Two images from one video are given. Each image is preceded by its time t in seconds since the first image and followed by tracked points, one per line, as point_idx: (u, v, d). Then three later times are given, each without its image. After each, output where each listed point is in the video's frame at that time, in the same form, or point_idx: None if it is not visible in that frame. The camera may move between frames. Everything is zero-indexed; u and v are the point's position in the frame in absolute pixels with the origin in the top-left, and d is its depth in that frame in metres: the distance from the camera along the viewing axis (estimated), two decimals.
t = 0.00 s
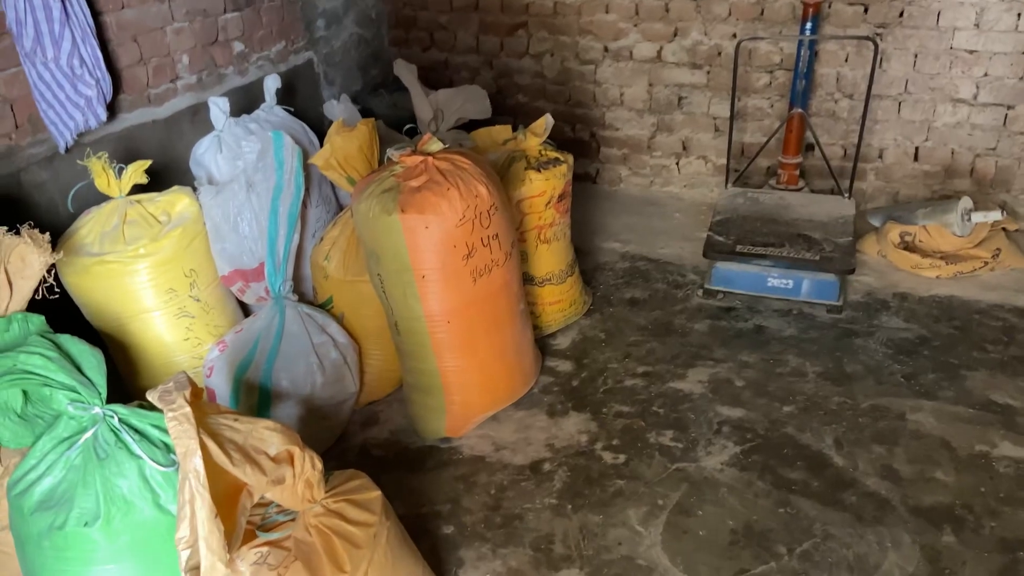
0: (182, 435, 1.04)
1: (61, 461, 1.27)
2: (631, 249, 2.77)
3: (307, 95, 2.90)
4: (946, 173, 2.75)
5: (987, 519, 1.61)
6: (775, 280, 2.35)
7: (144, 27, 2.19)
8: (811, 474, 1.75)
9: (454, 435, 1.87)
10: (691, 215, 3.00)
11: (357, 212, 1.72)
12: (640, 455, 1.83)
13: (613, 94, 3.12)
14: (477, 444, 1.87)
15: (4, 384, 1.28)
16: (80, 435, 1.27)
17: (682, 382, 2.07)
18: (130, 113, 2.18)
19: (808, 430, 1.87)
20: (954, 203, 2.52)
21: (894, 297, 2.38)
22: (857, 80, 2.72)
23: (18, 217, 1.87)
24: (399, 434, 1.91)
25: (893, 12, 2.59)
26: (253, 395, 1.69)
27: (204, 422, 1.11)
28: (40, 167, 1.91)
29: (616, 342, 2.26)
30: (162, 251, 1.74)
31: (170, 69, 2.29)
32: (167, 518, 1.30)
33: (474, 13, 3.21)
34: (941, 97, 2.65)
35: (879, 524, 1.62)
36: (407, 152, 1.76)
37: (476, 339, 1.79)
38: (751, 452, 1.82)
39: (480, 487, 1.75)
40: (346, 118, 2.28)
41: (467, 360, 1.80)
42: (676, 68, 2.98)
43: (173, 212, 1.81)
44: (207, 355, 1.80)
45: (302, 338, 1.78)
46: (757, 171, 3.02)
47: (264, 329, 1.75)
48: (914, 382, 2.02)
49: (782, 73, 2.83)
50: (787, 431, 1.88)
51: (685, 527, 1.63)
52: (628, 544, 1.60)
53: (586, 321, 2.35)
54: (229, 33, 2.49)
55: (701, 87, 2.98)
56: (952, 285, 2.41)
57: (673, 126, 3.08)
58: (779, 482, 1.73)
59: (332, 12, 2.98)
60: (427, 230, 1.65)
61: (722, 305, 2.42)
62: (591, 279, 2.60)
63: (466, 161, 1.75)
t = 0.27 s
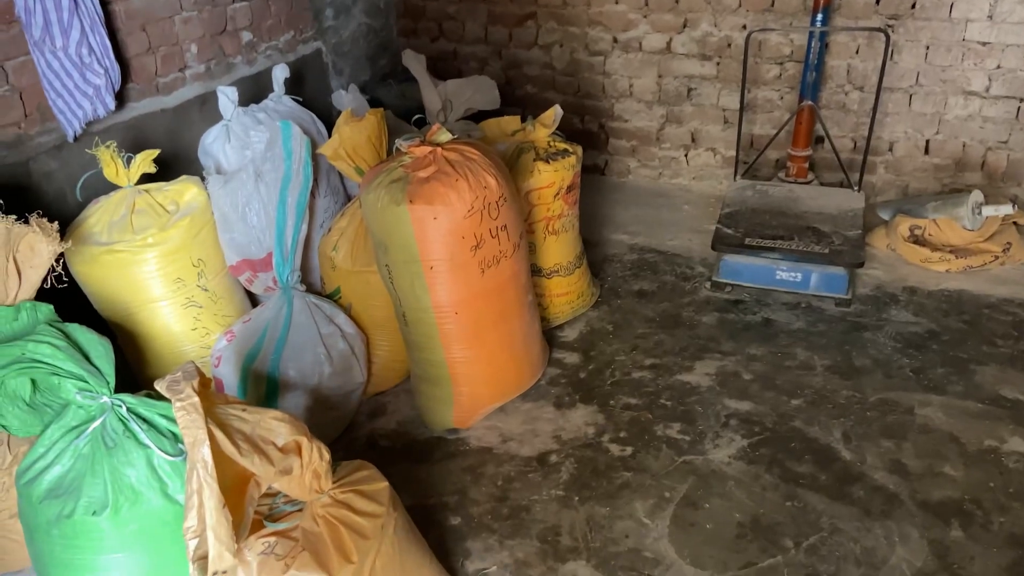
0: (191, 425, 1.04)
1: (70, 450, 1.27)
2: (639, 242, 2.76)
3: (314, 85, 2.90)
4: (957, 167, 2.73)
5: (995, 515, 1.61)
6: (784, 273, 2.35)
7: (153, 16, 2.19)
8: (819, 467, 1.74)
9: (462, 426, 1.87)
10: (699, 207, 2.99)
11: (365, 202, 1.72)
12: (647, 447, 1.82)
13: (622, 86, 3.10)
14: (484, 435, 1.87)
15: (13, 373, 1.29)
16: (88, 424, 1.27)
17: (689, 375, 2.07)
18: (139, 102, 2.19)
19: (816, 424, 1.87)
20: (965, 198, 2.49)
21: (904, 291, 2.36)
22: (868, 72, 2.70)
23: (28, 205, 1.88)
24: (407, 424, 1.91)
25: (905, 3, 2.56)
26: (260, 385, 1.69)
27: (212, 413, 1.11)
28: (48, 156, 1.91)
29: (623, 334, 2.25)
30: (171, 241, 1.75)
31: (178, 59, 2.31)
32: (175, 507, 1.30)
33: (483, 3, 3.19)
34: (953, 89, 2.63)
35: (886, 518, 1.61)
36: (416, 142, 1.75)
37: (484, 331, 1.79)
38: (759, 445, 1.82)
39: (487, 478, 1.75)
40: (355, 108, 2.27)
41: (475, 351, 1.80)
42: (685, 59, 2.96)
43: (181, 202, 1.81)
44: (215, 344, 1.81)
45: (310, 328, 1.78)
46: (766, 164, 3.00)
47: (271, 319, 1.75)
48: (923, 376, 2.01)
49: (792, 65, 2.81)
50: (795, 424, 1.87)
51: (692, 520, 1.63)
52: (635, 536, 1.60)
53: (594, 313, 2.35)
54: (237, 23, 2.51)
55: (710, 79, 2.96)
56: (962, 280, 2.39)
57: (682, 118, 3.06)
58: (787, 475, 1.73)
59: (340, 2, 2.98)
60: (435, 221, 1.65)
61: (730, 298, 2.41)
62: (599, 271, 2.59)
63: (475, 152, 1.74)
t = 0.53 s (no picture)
0: (183, 421, 1.04)
1: (63, 445, 1.27)
2: (638, 238, 2.76)
3: (312, 79, 2.89)
4: (956, 165, 2.73)
5: (993, 514, 1.60)
6: (782, 270, 2.35)
7: (150, 9, 2.19)
8: (816, 466, 1.74)
9: (459, 422, 1.86)
10: (698, 204, 2.98)
11: (362, 198, 1.71)
12: (645, 445, 1.82)
13: (621, 82, 3.09)
14: (481, 432, 1.87)
15: (7, 368, 1.29)
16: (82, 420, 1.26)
17: (687, 372, 2.06)
18: (136, 96, 2.18)
19: (814, 422, 1.86)
20: (964, 196, 2.48)
21: (902, 289, 2.36)
22: (868, 69, 2.69)
23: (24, 198, 1.87)
24: (404, 420, 1.91)
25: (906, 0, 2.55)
26: (256, 381, 1.69)
27: (205, 409, 1.11)
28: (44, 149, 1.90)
29: (621, 331, 2.25)
30: (166, 235, 1.74)
31: (175, 52, 2.30)
32: (168, 504, 1.29)
33: None
34: (953, 87, 2.62)
35: (884, 517, 1.61)
36: (414, 137, 1.74)
37: (482, 327, 1.79)
38: (757, 443, 1.81)
39: (484, 475, 1.75)
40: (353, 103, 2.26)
41: (473, 347, 1.79)
42: (685, 55, 2.95)
43: (177, 196, 1.80)
44: (211, 340, 1.80)
45: (306, 324, 1.77)
46: (765, 160, 2.99)
47: (267, 315, 1.74)
48: (921, 375, 2.00)
49: (792, 62, 2.80)
50: (793, 422, 1.87)
51: (690, 518, 1.62)
52: (632, 534, 1.59)
53: (592, 310, 2.34)
54: (235, 16, 2.50)
55: (710, 75, 2.95)
56: (960, 278, 2.38)
57: (682, 115, 3.05)
58: (784, 474, 1.72)
59: None
60: (433, 216, 1.64)
61: (728, 295, 2.41)
62: (597, 267, 2.59)
63: (473, 147, 1.73)
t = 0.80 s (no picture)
0: (185, 421, 1.03)
1: (62, 445, 1.26)
2: (636, 238, 2.76)
3: (310, 78, 2.89)
4: (954, 165, 2.73)
5: (992, 514, 1.60)
6: (781, 270, 2.34)
7: (147, 7, 2.19)
8: (815, 466, 1.74)
9: (458, 422, 1.86)
10: (697, 204, 2.98)
11: (362, 197, 1.71)
12: (644, 445, 1.82)
13: (619, 81, 3.09)
14: (480, 432, 1.86)
15: (5, 367, 1.28)
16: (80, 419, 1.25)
17: (686, 372, 2.06)
18: (133, 94, 2.18)
19: (813, 422, 1.86)
20: (963, 196, 2.48)
21: (900, 289, 2.36)
22: (866, 70, 2.69)
23: (22, 197, 1.86)
24: (403, 420, 1.90)
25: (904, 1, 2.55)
26: (255, 380, 1.68)
27: (207, 409, 1.10)
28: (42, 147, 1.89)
29: (620, 331, 2.25)
30: (165, 234, 1.73)
31: (172, 51, 2.30)
32: (168, 503, 1.29)
33: None
34: (951, 88, 2.62)
35: (883, 517, 1.61)
36: (414, 136, 1.73)
37: (481, 327, 1.78)
38: (756, 443, 1.81)
39: (483, 475, 1.74)
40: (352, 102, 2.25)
41: (472, 347, 1.79)
42: (683, 55, 2.95)
43: (175, 195, 1.79)
44: (209, 339, 1.79)
45: (305, 323, 1.76)
46: (764, 161, 3.00)
47: (267, 314, 1.74)
48: (920, 375, 2.00)
49: (790, 62, 2.81)
50: (792, 422, 1.87)
51: (689, 518, 1.62)
52: (632, 534, 1.59)
53: (591, 310, 2.34)
54: (232, 14, 2.50)
55: (708, 75, 2.95)
56: (958, 278, 2.39)
57: (680, 115, 3.05)
58: (784, 474, 1.72)
59: None
60: (433, 215, 1.63)
61: (727, 295, 2.41)
62: (596, 267, 2.58)
63: (473, 146, 1.73)
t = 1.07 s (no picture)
0: (186, 419, 1.03)
1: (61, 444, 1.26)
2: (633, 238, 2.76)
3: (307, 78, 2.89)
4: (949, 165, 2.74)
5: (989, 512, 1.61)
6: (778, 269, 2.35)
7: (145, 6, 2.19)
8: (813, 464, 1.75)
9: (456, 421, 1.86)
10: (694, 204, 2.99)
11: (361, 196, 1.71)
12: (643, 443, 1.82)
13: (616, 81, 3.10)
14: (479, 431, 1.87)
15: (4, 365, 1.28)
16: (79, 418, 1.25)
17: (684, 371, 2.07)
18: (131, 92, 2.18)
19: (810, 420, 1.87)
20: (958, 196, 2.49)
21: (896, 289, 2.37)
22: (862, 70, 2.71)
23: (20, 196, 1.86)
24: (401, 419, 1.90)
25: (900, 1, 2.57)
26: (254, 379, 1.68)
27: (208, 407, 1.10)
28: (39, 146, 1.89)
29: (618, 330, 2.25)
30: (163, 233, 1.73)
31: (170, 50, 2.30)
32: (168, 502, 1.29)
33: None
34: (947, 88, 2.64)
35: (881, 515, 1.61)
36: (413, 135, 1.73)
37: (480, 325, 1.78)
38: (754, 441, 1.82)
39: (482, 474, 1.74)
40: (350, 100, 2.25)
41: (471, 346, 1.79)
42: (680, 55, 2.95)
43: (173, 194, 1.79)
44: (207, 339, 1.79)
45: (304, 322, 1.76)
46: (760, 160, 3.00)
47: (266, 313, 1.73)
48: (917, 373, 2.01)
49: (787, 63, 2.81)
50: (789, 421, 1.87)
51: (688, 516, 1.63)
52: (631, 532, 1.60)
53: (589, 309, 2.35)
54: (230, 13, 2.50)
55: (705, 75, 2.95)
56: (954, 278, 2.40)
57: (677, 115, 3.06)
58: (782, 472, 1.73)
59: None
60: (432, 215, 1.64)
61: (724, 295, 2.41)
62: (593, 266, 2.59)
63: (472, 145, 1.73)
